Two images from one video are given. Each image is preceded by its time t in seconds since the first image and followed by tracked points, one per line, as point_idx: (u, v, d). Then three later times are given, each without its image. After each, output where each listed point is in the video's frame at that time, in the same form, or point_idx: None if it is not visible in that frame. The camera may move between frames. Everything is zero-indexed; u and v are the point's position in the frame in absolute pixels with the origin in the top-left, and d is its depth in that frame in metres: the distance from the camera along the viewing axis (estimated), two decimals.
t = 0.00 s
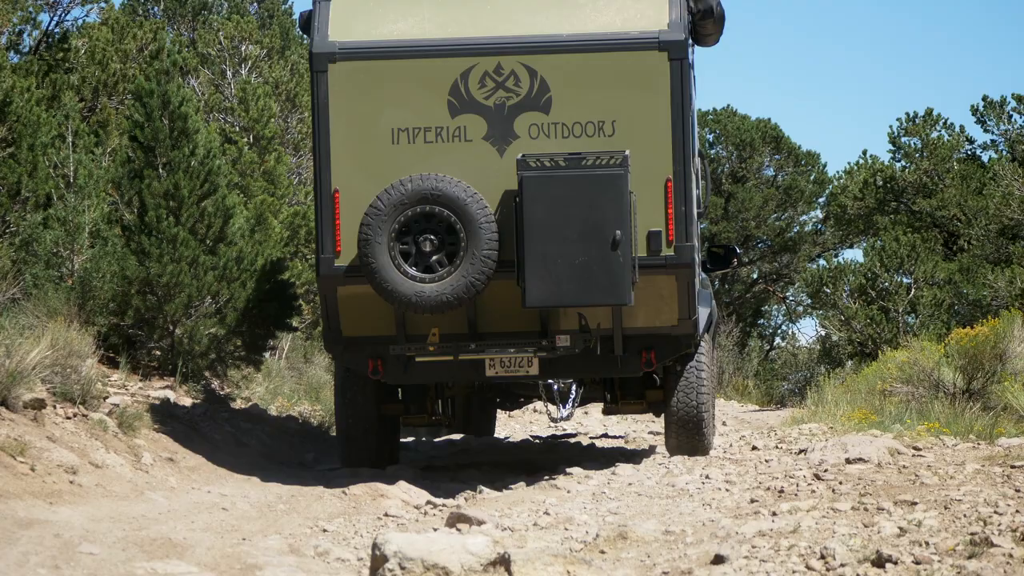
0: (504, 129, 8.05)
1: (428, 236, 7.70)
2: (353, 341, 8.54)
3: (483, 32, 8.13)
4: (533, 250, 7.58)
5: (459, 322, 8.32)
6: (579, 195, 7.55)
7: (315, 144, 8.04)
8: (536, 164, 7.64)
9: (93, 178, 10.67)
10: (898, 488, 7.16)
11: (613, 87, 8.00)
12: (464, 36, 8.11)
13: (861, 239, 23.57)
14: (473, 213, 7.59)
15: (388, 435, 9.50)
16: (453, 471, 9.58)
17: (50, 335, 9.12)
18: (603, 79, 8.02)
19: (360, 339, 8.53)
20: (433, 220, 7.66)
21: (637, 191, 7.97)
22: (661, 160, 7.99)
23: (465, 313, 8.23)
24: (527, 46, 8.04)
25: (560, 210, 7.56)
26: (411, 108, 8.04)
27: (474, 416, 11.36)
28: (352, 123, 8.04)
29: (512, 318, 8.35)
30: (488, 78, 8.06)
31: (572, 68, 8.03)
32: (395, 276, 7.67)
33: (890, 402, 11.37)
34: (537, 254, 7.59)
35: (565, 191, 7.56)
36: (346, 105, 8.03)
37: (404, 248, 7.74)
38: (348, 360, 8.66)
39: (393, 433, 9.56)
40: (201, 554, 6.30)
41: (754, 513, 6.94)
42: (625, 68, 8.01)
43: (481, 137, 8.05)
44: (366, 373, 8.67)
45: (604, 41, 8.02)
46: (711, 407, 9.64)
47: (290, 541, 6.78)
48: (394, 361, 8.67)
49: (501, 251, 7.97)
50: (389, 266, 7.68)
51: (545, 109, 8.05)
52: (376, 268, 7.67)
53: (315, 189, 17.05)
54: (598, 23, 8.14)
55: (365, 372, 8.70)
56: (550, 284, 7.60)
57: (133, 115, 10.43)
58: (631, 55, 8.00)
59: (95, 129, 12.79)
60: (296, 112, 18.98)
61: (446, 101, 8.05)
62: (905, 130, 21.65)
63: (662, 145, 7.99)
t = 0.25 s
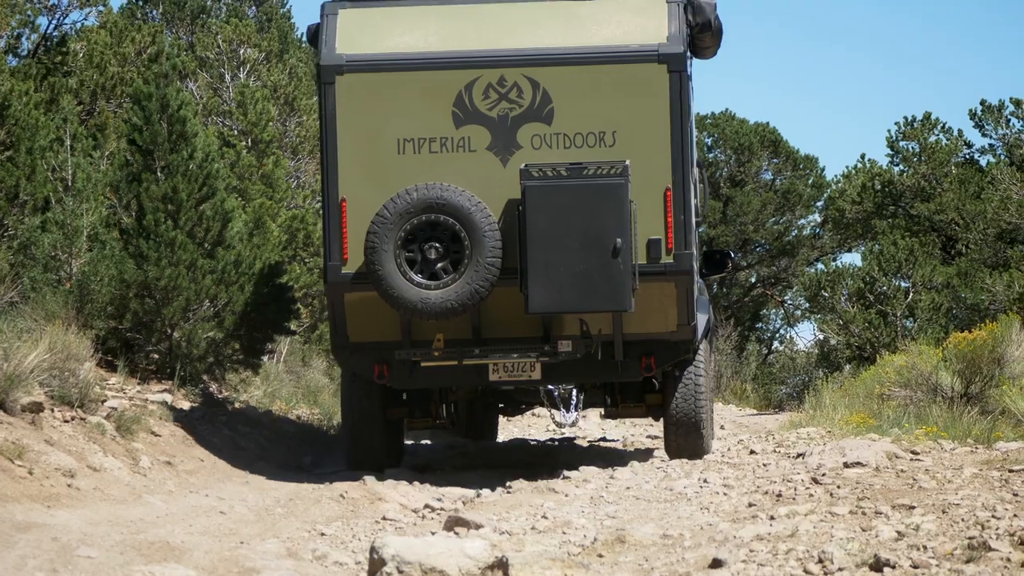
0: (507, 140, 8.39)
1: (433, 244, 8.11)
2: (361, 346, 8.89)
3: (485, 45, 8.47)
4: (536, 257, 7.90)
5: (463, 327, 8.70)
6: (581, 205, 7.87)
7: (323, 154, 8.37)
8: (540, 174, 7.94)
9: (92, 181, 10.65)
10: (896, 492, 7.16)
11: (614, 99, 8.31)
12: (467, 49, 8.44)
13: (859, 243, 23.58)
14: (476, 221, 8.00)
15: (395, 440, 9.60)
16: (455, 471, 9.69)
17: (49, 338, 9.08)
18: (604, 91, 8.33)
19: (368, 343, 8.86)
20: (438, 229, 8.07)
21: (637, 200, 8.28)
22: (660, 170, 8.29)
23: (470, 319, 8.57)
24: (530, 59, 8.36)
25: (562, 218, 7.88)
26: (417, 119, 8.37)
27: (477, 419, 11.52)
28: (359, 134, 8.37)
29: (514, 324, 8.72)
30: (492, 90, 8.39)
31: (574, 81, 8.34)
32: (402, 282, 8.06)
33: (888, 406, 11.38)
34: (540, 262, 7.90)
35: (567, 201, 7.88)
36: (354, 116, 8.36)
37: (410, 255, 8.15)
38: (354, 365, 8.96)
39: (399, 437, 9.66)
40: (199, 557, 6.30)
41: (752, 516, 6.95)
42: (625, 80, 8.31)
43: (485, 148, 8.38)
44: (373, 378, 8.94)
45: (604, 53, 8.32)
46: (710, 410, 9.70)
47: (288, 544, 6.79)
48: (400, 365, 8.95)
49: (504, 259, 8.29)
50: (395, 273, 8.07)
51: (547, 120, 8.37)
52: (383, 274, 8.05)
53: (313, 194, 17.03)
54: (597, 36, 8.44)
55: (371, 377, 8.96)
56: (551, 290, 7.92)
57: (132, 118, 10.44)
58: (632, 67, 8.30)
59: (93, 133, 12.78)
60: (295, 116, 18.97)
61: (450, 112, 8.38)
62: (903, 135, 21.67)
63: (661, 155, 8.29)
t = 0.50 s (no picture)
0: (511, 150, 8.63)
1: (439, 251, 8.34)
2: (367, 350, 9.13)
3: (492, 57, 8.72)
4: (540, 265, 8.15)
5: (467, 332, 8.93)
6: (583, 214, 8.13)
7: (332, 162, 8.61)
8: (543, 184, 8.20)
9: (89, 183, 10.62)
10: (894, 494, 7.17)
11: (615, 110, 8.55)
12: (474, 60, 8.69)
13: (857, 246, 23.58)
14: (481, 229, 8.23)
15: (399, 440, 9.83)
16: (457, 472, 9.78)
17: (46, 340, 9.06)
18: (606, 103, 8.57)
19: (374, 346, 9.10)
20: (443, 237, 8.30)
21: (638, 210, 8.49)
22: (660, 179, 8.51)
23: (474, 324, 8.82)
24: (533, 71, 8.61)
25: (565, 228, 8.13)
26: (424, 128, 8.62)
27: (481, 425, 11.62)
28: (367, 142, 8.62)
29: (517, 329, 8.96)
30: (497, 101, 8.64)
31: (576, 93, 8.59)
32: (409, 288, 8.30)
33: (886, 408, 11.40)
34: (543, 269, 8.16)
35: (571, 210, 8.13)
36: (363, 125, 8.62)
37: (417, 261, 8.37)
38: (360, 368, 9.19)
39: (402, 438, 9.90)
40: (197, 559, 6.30)
41: (749, 519, 6.96)
42: (626, 92, 8.55)
43: (490, 157, 8.63)
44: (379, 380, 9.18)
45: (605, 66, 8.57)
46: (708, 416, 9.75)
47: (286, 546, 6.79)
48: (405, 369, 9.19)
49: (508, 265, 8.54)
50: (402, 278, 8.30)
51: (550, 131, 8.61)
52: (390, 279, 8.28)
53: (310, 196, 17.02)
54: (600, 48, 8.68)
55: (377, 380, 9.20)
56: (554, 297, 8.18)
57: (130, 120, 10.41)
58: (633, 79, 8.54)
59: (90, 135, 12.77)
60: (293, 118, 18.96)
61: (456, 122, 8.64)
62: (901, 137, 21.69)
63: (661, 165, 8.51)
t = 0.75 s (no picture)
0: (520, 153, 8.76)
1: (448, 251, 8.47)
2: (377, 347, 9.22)
3: (503, 61, 8.86)
4: (547, 265, 8.31)
5: (475, 331, 9.04)
6: (589, 217, 8.29)
7: (345, 163, 8.72)
8: (551, 187, 8.36)
9: (88, 185, 10.61)
10: (892, 496, 7.18)
11: (621, 116, 8.69)
12: (486, 65, 8.83)
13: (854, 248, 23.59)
14: (490, 230, 8.37)
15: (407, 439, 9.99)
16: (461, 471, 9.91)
17: (44, 342, 9.06)
18: (612, 108, 8.71)
19: (384, 344, 9.19)
20: (453, 237, 8.44)
21: (643, 213, 8.65)
22: (665, 184, 8.66)
23: (481, 322, 8.92)
24: (542, 76, 8.74)
25: (571, 229, 8.30)
26: (435, 131, 8.75)
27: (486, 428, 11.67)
28: (380, 144, 8.74)
29: (524, 327, 9.06)
30: (507, 105, 8.78)
31: (583, 98, 8.73)
32: (418, 287, 8.43)
33: (883, 410, 11.42)
34: (549, 270, 8.32)
35: (577, 212, 8.29)
36: (375, 128, 8.75)
37: (426, 261, 8.50)
38: (371, 365, 9.31)
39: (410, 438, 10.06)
40: (195, 562, 6.30)
41: (747, 521, 6.97)
42: (632, 99, 8.68)
43: (499, 160, 8.76)
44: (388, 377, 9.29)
45: (613, 73, 8.70)
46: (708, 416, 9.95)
47: (284, 549, 6.79)
48: (414, 366, 9.27)
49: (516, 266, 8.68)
50: (412, 277, 8.43)
51: (559, 135, 8.75)
52: (400, 278, 8.41)
53: (309, 198, 17.02)
54: (607, 55, 8.82)
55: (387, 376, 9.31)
56: (560, 296, 8.34)
57: (127, 122, 10.41)
58: (639, 86, 8.68)
59: (89, 137, 12.77)
60: (291, 120, 18.96)
61: (467, 125, 8.77)
62: (899, 140, 21.72)
63: (667, 170, 8.66)
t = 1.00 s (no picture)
0: (526, 159, 8.88)
1: (455, 254, 8.60)
2: (385, 348, 9.34)
3: (510, 70, 8.98)
4: (551, 267, 8.43)
5: (482, 331, 9.11)
6: (593, 220, 8.42)
7: (356, 167, 8.85)
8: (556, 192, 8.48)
9: (85, 187, 10.61)
10: (889, 498, 7.18)
11: (625, 122, 8.82)
12: (494, 73, 8.95)
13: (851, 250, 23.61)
14: (497, 233, 8.49)
15: (415, 438, 10.21)
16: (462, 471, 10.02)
17: (42, 345, 9.06)
18: (615, 114, 8.83)
19: (392, 344, 9.31)
20: (460, 240, 8.57)
21: (645, 218, 8.77)
22: (667, 189, 8.78)
23: (488, 323, 9.01)
24: (548, 84, 8.86)
25: (576, 232, 8.42)
26: (443, 137, 8.87)
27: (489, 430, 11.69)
28: (389, 149, 8.86)
29: (530, 327, 9.12)
30: (513, 112, 8.90)
31: (587, 105, 8.85)
32: (426, 288, 8.57)
33: (881, 412, 11.43)
34: (553, 272, 8.43)
35: (582, 216, 8.42)
36: (385, 134, 8.86)
37: (434, 263, 8.64)
38: (379, 365, 9.44)
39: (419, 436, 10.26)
40: (193, 564, 6.30)
41: (744, 522, 6.97)
42: (636, 106, 8.81)
43: (505, 165, 8.88)
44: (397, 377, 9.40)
45: (617, 80, 8.83)
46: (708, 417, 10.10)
47: (282, 551, 6.78)
48: (422, 367, 9.39)
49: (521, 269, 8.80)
50: (420, 279, 8.57)
51: (564, 141, 8.87)
52: (408, 279, 8.55)
53: (306, 201, 17.03)
54: (612, 64, 8.96)
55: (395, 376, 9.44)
56: (564, 298, 8.44)
57: (125, 124, 10.37)
58: (643, 93, 8.80)
59: (86, 139, 12.79)
60: (288, 122, 18.95)
61: (474, 131, 8.88)
62: (896, 142, 21.74)
63: (669, 176, 8.78)
